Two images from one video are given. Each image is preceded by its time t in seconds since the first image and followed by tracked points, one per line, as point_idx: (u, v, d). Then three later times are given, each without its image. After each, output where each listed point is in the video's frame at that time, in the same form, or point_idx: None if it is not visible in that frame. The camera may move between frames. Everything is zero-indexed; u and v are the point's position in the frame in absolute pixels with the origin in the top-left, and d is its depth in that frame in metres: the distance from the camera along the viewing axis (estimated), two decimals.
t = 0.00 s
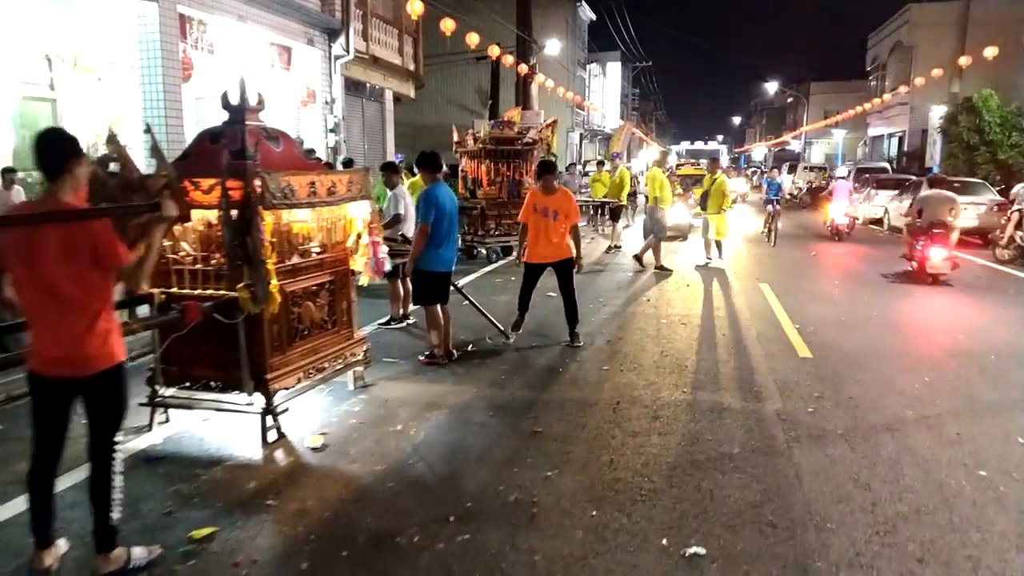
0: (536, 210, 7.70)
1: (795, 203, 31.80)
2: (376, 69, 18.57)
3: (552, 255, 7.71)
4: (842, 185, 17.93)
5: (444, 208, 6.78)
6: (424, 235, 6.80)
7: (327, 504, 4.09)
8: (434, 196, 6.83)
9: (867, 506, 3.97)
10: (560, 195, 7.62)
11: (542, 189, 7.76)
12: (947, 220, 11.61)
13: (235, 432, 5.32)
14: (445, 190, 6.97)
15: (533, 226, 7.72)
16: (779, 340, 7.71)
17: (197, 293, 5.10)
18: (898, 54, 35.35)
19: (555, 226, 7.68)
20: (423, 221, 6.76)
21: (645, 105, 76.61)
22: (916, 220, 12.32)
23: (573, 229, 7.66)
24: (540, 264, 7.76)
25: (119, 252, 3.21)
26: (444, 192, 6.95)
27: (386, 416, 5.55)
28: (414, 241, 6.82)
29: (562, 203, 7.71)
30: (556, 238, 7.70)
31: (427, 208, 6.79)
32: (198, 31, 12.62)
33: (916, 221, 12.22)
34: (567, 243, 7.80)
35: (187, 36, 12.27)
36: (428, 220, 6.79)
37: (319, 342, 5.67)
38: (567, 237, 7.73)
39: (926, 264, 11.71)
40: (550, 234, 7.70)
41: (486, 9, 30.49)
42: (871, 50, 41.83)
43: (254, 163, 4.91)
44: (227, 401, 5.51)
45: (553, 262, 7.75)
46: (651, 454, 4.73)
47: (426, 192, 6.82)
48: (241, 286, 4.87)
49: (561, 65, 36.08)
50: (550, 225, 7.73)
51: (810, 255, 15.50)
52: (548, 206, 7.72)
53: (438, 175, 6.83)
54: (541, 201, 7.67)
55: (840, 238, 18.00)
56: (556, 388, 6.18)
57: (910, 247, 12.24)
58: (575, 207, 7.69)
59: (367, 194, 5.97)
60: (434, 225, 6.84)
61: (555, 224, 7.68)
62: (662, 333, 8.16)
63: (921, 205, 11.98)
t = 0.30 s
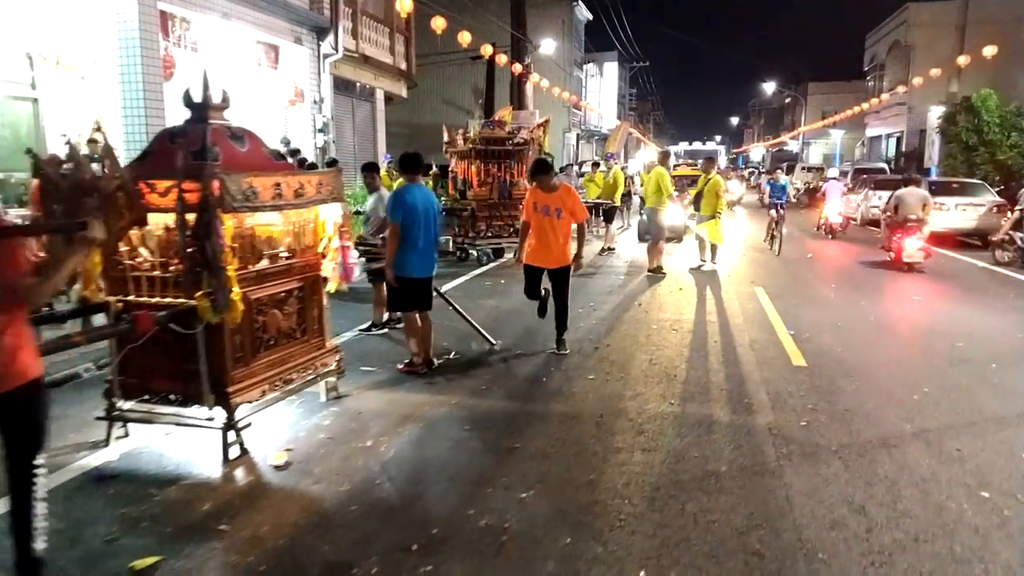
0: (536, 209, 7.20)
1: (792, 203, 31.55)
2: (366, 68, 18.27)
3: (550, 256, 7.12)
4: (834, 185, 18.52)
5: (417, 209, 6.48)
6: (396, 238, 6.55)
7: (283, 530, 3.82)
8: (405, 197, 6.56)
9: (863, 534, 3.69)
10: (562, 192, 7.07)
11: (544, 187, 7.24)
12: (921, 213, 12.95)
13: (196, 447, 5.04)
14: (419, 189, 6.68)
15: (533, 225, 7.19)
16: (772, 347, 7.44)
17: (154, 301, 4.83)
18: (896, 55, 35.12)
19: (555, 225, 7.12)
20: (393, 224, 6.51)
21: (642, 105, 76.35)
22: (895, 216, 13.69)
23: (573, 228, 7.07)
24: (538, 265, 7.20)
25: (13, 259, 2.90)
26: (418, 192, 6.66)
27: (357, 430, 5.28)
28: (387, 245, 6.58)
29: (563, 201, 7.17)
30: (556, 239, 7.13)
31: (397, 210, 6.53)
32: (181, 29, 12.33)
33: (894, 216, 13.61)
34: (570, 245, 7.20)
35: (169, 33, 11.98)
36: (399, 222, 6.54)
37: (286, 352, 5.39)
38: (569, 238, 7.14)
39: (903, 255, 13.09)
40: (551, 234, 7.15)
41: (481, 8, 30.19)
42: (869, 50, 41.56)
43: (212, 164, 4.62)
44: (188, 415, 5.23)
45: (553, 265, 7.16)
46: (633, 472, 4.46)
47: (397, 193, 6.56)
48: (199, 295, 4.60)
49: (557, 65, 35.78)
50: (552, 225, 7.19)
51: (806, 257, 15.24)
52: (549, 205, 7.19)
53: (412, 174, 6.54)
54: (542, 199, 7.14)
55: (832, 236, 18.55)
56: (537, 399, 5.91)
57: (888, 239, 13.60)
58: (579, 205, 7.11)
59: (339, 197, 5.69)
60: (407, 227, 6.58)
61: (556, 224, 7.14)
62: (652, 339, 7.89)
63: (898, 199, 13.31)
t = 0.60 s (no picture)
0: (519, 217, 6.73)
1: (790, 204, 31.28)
2: (356, 67, 17.97)
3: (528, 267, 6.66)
4: (828, 186, 18.66)
5: (385, 209, 6.19)
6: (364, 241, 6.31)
7: (232, 563, 3.53)
8: (375, 198, 6.31)
9: (861, 566, 3.41)
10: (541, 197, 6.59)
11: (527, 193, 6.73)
12: (899, 210, 14.32)
13: (153, 465, 4.74)
14: (394, 190, 6.40)
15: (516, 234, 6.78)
16: (768, 354, 7.16)
17: (107, 310, 4.54)
18: (894, 55, 34.91)
19: (533, 234, 6.64)
20: (361, 226, 6.29)
21: (641, 107, 76.24)
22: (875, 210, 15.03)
23: (550, 236, 6.55)
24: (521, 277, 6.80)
25: None
26: (391, 193, 6.37)
27: (325, 446, 4.99)
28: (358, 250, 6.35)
29: (545, 208, 6.62)
30: (535, 248, 6.65)
31: (366, 211, 6.29)
32: (164, 26, 12.01)
33: (873, 211, 15.00)
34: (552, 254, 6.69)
35: (150, 30, 11.66)
36: (367, 224, 6.30)
37: (250, 364, 5.11)
38: (547, 246, 6.61)
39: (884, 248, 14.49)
40: (533, 245, 6.66)
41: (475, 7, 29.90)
42: (867, 50, 41.31)
43: (165, 164, 4.32)
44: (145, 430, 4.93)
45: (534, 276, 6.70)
46: (615, 494, 4.18)
47: (368, 194, 6.33)
48: (151, 306, 4.31)
49: (552, 65, 35.51)
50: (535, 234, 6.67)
51: (803, 259, 15.01)
52: (531, 212, 6.67)
53: (387, 175, 6.33)
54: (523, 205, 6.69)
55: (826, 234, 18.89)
56: (518, 412, 5.62)
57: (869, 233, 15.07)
58: (558, 210, 6.56)
59: (309, 200, 5.42)
60: (377, 229, 6.31)
61: (538, 233, 6.62)
62: (642, 346, 7.61)
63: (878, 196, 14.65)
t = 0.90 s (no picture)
0: (488, 225, 6.07)
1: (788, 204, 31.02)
2: (347, 66, 17.68)
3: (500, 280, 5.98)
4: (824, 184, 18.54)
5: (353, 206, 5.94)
6: (341, 246, 6.05)
7: None
8: (348, 201, 6.06)
9: None
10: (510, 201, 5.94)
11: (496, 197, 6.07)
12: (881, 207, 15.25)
13: (109, 486, 4.46)
14: (369, 191, 6.13)
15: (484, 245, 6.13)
16: (763, 362, 6.88)
17: (57, 321, 4.25)
18: (893, 53, 34.66)
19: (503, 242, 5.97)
20: (336, 231, 6.03)
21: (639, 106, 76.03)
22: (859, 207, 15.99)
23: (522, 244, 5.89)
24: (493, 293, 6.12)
25: None
26: (366, 193, 6.11)
27: (293, 465, 4.71)
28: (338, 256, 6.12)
29: (513, 212, 5.94)
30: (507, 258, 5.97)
31: (340, 215, 6.03)
32: (146, 24, 11.67)
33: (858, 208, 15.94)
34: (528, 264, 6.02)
35: (132, 28, 11.32)
36: (342, 228, 6.04)
37: (214, 377, 4.82)
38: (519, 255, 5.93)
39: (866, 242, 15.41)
40: (503, 254, 6.00)
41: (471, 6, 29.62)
42: (866, 49, 41.07)
43: (116, 165, 4.03)
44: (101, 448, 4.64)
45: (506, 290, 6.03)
46: (598, 519, 3.90)
47: (342, 196, 6.09)
48: (101, 317, 4.03)
49: (549, 64, 35.23)
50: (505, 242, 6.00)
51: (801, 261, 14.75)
52: (500, 217, 6.00)
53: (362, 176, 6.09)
54: (489, 211, 6.05)
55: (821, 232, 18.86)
56: (500, 426, 5.34)
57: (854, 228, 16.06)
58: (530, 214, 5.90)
59: (277, 203, 5.15)
60: (353, 233, 6.04)
61: (507, 239, 5.95)
62: (633, 353, 7.33)
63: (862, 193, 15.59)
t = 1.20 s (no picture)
0: (453, 227, 5.50)
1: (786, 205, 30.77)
2: (338, 65, 17.39)
3: (481, 291, 5.39)
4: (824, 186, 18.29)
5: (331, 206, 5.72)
6: (320, 250, 5.82)
7: None
8: (327, 202, 5.82)
9: None
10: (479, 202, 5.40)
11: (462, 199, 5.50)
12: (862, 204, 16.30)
13: (58, 505, 4.19)
14: (349, 192, 5.87)
15: (447, 253, 5.51)
16: (757, 370, 6.61)
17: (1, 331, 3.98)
18: (892, 53, 34.42)
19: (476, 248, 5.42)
20: (314, 233, 5.80)
21: (638, 106, 75.82)
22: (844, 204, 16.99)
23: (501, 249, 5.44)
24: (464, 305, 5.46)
25: None
26: (347, 193, 5.85)
27: (256, 483, 4.44)
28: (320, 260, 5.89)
29: (482, 216, 5.40)
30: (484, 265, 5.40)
31: (318, 217, 5.80)
32: (128, 20, 11.43)
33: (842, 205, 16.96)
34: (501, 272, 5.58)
35: (113, 24, 11.02)
36: (320, 230, 5.80)
37: (173, 389, 4.55)
38: (497, 261, 5.46)
39: (850, 236, 16.36)
40: (467, 260, 5.41)
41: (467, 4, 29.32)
42: (865, 49, 40.83)
43: (58, 165, 3.76)
44: (53, 464, 4.38)
45: (484, 302, 5.45)
46: (573, 545, 3.63)
47: (323, 197, 5.86)
48: (45, 326, 3.77)
49: (546, 63, 34.93)
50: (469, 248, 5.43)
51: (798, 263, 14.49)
52: (466, 221, 5.44)
53: (343, 176, 5.86)
54: (454, 212, 5.49)
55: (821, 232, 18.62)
56: (477, 439, 5.07)
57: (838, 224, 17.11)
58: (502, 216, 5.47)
59: (241, 204, 4.88)
60: (331, 235, 5.79)
61: (474, 246, 5.40)
62: (622, 360, 7.06)
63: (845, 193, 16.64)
